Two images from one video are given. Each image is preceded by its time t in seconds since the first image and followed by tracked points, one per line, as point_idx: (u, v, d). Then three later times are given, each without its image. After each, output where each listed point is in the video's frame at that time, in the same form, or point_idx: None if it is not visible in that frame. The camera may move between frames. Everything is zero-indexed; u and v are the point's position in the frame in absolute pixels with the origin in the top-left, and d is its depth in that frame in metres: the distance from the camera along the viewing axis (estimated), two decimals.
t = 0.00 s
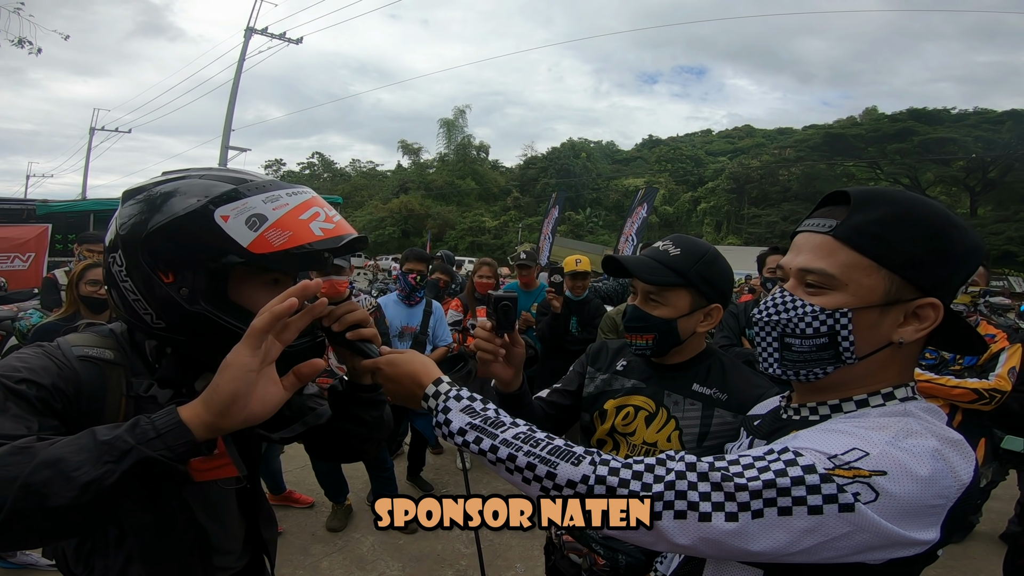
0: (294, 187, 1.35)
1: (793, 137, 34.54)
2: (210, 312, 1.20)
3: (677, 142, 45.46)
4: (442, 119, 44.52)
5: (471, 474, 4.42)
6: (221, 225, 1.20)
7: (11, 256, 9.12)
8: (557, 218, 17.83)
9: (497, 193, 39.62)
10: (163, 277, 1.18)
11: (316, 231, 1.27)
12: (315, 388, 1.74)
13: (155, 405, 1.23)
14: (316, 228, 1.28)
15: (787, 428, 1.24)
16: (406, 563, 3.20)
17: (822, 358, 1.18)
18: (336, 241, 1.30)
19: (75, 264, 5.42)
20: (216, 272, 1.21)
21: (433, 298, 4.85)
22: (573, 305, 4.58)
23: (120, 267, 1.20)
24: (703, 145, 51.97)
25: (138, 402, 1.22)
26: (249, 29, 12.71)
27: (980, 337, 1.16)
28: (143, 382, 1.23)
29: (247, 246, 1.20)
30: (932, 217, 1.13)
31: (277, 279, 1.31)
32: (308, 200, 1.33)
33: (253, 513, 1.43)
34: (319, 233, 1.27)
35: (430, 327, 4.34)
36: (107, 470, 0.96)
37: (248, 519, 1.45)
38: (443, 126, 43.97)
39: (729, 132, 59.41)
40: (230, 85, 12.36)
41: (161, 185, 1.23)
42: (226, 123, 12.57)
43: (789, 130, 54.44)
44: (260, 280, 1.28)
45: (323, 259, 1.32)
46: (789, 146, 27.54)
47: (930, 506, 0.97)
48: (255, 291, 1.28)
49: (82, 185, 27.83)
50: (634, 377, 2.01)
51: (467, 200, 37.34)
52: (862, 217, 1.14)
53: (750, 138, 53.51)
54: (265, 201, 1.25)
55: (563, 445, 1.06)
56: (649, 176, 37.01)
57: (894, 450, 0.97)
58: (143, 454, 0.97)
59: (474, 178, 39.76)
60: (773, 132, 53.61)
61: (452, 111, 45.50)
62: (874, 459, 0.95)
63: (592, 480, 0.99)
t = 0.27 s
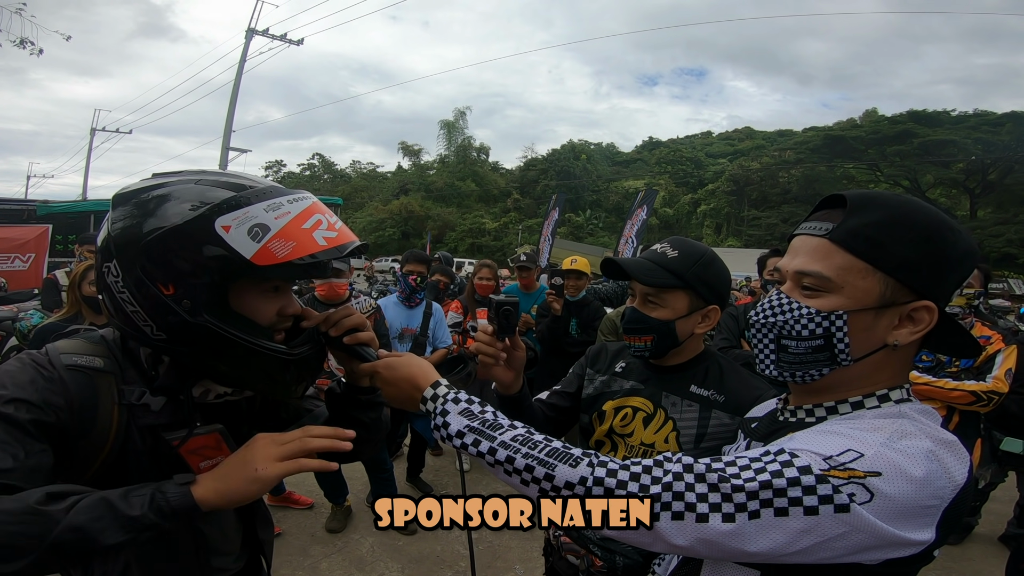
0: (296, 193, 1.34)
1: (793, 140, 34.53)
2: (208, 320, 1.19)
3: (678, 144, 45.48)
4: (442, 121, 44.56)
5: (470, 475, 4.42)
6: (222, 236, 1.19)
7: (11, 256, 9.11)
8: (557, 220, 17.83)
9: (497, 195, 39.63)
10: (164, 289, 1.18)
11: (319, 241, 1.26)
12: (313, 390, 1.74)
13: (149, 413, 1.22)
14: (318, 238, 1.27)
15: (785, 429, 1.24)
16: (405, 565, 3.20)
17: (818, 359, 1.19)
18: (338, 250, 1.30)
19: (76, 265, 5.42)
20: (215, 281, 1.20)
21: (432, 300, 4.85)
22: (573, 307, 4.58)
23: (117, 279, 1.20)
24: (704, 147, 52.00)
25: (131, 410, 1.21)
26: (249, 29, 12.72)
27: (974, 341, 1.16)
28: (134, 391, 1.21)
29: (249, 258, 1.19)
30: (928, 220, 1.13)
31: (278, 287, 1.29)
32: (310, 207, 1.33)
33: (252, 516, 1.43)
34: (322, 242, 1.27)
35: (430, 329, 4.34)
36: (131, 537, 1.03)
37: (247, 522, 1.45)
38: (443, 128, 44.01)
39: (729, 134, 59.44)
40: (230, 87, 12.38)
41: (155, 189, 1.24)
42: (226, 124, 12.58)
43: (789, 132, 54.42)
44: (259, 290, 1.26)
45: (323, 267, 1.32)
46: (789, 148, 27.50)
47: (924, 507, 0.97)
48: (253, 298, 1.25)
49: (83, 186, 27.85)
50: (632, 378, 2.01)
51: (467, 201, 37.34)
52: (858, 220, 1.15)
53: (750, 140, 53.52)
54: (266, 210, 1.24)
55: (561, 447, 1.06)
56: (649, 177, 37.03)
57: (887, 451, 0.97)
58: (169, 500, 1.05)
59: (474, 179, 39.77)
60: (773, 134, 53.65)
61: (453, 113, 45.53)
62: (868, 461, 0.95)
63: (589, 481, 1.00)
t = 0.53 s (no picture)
0: (295, 193, 1.34)
1: (794, 140, 34.49)
2: (206, 323, 1.19)
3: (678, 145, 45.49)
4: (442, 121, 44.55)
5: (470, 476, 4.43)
6: (221, 236, 1.19)
7: (12, 256, 9.12)
8: (558, 220, 17.84)
9: (497, 196, 39.64)
10: (163, 291, 1.17)
11: (319, 242, 1.27)
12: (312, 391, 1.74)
13: (143, 421, 1.22)
14: (317, 237, 1.27)
15: (784, 429, 1.24)
16: (404, 565, 3.20)
17: (818, 361, 1.19)
18: (338, 252, 1.30)
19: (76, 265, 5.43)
20: (212, 283, 1.20)
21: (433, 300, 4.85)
22: (573, 307, 4.57)
23: (115, 284, 1.20)
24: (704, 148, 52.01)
25: (125, 417, 1.20)
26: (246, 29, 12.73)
27: (974, 341, 1.16)
28: (126, 398, 1.20)
29: (249, 258, 1.19)
30: (930, 221, 1.13)
31: (276, 288, 1.31)
32: (309, 207, 1.33)
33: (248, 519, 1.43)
34: (322, 243, 1.27)
35: (430, 330, 4.34)
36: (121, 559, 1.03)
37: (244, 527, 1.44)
38: (444, 129, 44.02)
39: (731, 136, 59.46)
40: (231, 87, 12.42)
41: (150, 188, 1.23)
42: (227, 124, 12.60)
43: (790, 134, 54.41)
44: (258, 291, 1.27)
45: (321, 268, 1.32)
46: (789, 149, 27.47)
47: (925, 509, 0.97)
48: (254, 302, 1.27)
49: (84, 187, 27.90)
50: (632, 379, 2.01)
51: (468, 202, 37.37)
52: (859, 220, 1.14)
53: (750, 141, 53.55)
54: (266, 211, 1.24)
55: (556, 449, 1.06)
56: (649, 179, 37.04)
57: (887, 453, 0.97)
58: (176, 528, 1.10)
59: (475, 180, 39.79)
60: (774, 135, 53.59)
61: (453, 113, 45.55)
62: (868, 463, 0.95)
63: (587, 484, 1.00)
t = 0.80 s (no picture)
0: (298, 195, 1.34)
1: (793, 141, 34.48)
2: (203, 324, 1.19)
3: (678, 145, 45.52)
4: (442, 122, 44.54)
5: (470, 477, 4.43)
6: (226, 238, 1.19)
7: (11, 256, 9.11)
8: (558, 221, 17.85)
9: (497, 196, 39.65)
10: (164, 293, 1.17)
11: (324, 245, 1.27)
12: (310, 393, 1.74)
13: (132, 423, 1.20)
14: (320, 238, 1.27)
15: (782, 429, 1.24)
16: (403, 565, 3.20)
17: (817, 360, 1.19)
18: (342, 255, 1.31)
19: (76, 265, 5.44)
20: (210, 284, 1.19)
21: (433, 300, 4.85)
22: (573, 308, 4.57)
23: (114, 286, 1.20)
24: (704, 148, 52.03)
25: (114, 419, 1.19)
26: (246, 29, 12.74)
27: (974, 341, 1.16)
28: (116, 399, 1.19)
29: (255, 261, 1.19)
30: (931, 219, 1.14)
31: (277, 290, 1.30)
32: (312, 208, 1.33)
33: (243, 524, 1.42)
34: (327, 245, 1.27)
35: (430, 330, 4.34)
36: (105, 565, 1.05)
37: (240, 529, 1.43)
38: (444, 129, 44.03)
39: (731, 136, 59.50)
40: (231, 87, 12.41)
41: (149, 189, 1.24)
42: (227, 124, 12.61)
43: (789, 134, 54.45)
44: (259, 292, 1.26)
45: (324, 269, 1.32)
46: (789, 150, 27.48)
47: (924, 510, 0.97)
48: (255, 303, 1.26)
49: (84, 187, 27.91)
50: (633, 379, 2.01)
51: (468, 202, 37.37)
52: (861, 220, 1.14)
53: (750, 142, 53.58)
54: (270, 213, 1.24)
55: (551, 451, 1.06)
56: (649, 179, 37.06)
57: (886, 455, 0.97)
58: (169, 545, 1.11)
59: (475, 180, 39.79)
60: (774, 135, 53.60)
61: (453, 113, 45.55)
62: (867, 465, 0.95)
63: (585, 486, 1.00)
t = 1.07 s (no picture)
0: (301, 197, 1.34)
1: (795, 141, 34.43)
2: (206, 325, 1.19)
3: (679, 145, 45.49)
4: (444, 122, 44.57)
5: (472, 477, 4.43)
6: (228, 240, 1.19)
7: (14, 257, 9.14)
8: (559, 221, 17.82)
9: (499, 196, 39.66)
10: (167, 293, 1.18)
11: (325, 248, 1.26)
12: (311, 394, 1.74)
13: (134, 421, 1.20)
14: (322, 241, 1.27)
15: (784, 430, 1.24)
16: (405, 565, 3.20)
17: (817, 359, 1.19)
18: (343, 258, 1.30)
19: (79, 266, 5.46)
20: (214, 285, 1.19)
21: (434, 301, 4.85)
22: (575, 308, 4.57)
23: (119, 284, 1.20)
24: (706, 148, 51.97)
25: (117, 416, 1.20)
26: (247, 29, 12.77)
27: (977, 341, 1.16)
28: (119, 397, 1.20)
29: (255, 263, 1.19)
30: (931, 217, 1.13)
31: (278, 293, 1.29)
32: (315, 210, 1.33)
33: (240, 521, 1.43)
34: (328, 248, 1.27)
35: (431, 330, 4.34)
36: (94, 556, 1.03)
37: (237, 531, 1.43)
38: (445, 129, 44.08)
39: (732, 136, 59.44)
40: (233, 87, 12.46)
41: (154, 190, 1.24)
42: (228, 125, 12.65)
43: (791, 134, 54.40)
44: (261, 293, 1.26)
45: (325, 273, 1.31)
46: (791, 150, 27.45)
47: (927, 511, 0.97)
48: (256, 305, 1.26)
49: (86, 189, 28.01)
50: (636, 380, 2.01)
51: (469, 203, 37.39)
52: (860, 218, 1.14)
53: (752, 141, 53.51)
54: (273, 215, 1.24)
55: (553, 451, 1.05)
56: (651, 179, 37.05)
57: (889, 455, 0.96)
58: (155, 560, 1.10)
59: (476, 181, 39.81)
60: (776, 136, 53.55)
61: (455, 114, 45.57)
62: (869, 465, 0.95)
63: (587, 487, 1.00)
